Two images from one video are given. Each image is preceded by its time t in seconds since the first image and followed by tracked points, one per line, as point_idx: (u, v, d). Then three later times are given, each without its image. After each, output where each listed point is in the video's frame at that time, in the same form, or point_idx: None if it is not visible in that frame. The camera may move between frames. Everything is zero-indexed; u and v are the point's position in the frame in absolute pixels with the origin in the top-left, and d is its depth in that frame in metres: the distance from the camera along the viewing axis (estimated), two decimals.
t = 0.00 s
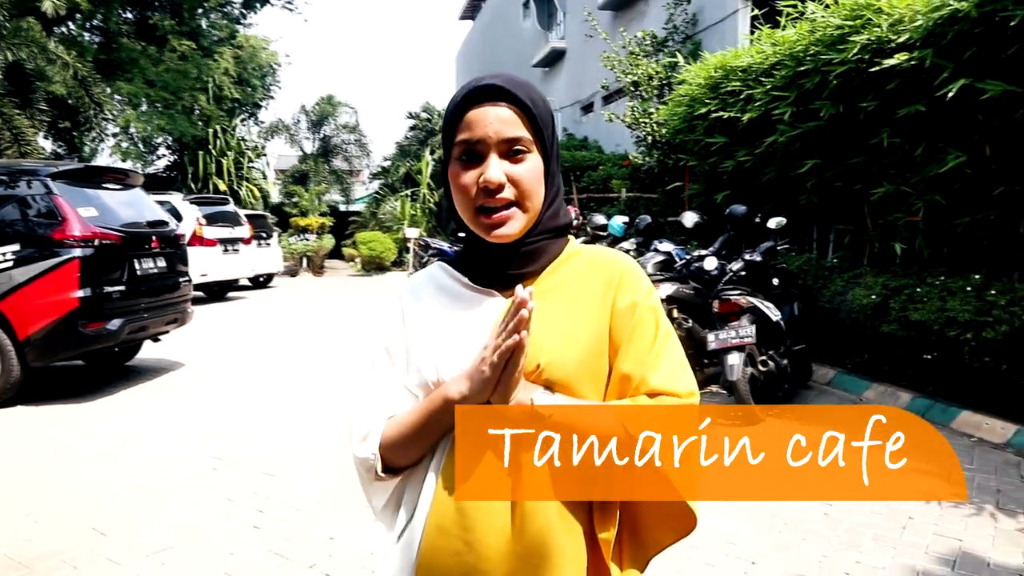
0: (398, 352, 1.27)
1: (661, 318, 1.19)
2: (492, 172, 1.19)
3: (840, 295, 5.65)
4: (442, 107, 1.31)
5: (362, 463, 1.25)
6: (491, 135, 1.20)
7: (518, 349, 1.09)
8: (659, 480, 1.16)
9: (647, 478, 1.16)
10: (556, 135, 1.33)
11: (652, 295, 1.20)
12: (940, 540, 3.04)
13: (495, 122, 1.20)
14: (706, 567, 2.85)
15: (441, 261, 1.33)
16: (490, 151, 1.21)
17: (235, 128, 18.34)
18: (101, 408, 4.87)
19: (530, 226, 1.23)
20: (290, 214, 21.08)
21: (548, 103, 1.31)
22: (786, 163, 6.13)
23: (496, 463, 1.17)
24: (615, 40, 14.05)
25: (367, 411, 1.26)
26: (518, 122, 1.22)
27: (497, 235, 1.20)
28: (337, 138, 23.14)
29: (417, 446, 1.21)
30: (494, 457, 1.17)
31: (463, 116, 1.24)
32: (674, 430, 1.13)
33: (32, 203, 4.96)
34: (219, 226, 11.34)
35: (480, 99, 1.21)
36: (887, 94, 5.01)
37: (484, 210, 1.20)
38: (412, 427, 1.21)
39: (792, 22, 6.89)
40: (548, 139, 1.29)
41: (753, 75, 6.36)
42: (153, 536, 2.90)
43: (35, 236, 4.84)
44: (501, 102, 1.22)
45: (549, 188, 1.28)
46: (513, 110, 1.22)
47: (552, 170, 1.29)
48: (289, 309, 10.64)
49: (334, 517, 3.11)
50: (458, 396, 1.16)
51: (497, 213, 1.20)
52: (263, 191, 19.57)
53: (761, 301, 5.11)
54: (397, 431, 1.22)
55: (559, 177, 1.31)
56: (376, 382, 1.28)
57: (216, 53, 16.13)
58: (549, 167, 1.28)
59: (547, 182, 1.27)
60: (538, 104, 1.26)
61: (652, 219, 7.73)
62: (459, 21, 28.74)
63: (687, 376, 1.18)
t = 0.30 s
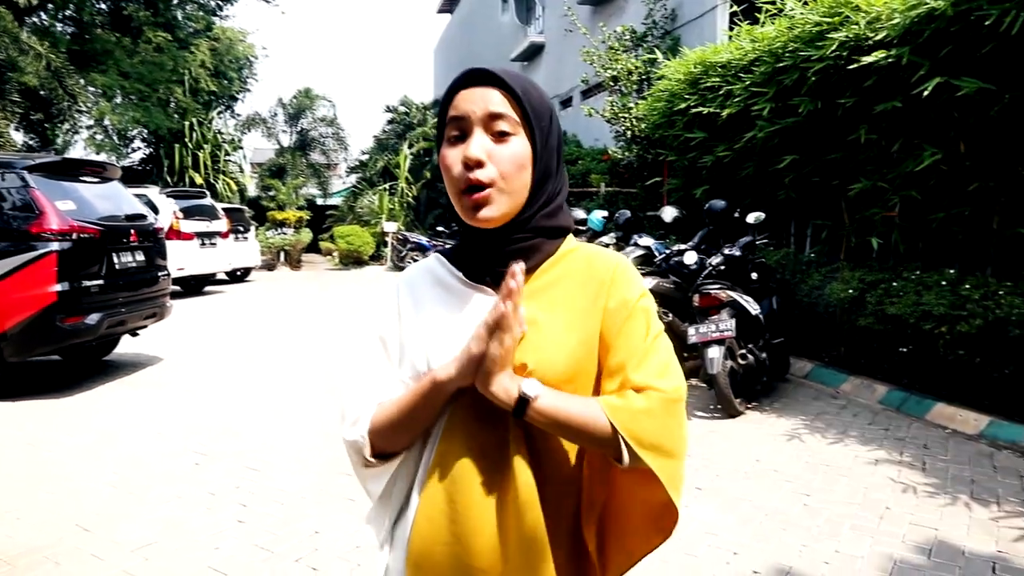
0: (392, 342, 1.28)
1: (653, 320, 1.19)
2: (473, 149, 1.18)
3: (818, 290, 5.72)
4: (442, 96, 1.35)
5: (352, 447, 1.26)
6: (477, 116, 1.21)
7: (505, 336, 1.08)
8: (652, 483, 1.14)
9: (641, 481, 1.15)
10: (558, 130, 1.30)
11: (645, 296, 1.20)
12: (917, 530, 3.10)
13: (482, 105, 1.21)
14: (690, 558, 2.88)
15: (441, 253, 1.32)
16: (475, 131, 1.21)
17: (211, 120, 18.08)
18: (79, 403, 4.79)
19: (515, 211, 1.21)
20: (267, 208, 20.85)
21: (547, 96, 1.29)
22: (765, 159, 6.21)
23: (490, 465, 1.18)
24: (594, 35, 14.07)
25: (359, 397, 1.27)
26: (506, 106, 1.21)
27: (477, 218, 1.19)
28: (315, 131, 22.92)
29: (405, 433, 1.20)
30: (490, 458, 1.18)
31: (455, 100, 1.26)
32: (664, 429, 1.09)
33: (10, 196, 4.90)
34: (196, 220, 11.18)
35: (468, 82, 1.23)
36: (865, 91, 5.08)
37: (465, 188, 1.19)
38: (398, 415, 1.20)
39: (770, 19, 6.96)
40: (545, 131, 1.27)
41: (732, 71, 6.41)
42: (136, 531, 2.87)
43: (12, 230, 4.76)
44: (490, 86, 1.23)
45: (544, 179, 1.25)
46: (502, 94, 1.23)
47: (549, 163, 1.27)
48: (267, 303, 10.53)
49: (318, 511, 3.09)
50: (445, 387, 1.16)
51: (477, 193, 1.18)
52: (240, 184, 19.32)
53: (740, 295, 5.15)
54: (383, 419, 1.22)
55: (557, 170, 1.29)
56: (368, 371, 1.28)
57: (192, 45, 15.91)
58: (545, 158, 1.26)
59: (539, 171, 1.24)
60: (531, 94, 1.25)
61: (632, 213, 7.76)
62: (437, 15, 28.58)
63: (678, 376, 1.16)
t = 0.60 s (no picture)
0: (391, 329, 1.28)
1: (648, 313, 1.18)
2: (469, 147, 1.19)
3: (802, 286, 5.79)
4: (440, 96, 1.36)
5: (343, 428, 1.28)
6: (471, 114, 1.22)
7: (476, 314, 1.11)
8: (641, 475, 1.14)
9: (629, 477, 1.15)
10: (557, 124, 1.30)
11: (637, 289, 1.20)
12: (900, 522, 3.15)
13: (477, 104, 1.22)
14: (677, 551, 2.91)
15: (445, 249, 1.33)
16: (470, 129, 1.22)
17: (193, 115, 17.88)
18: (63, 399, 4.73)
19: (514, 205, 1.22)
20: (250, 204, 20.69)
21: (543, 90, 1.29)
22: (749, 156, 6.27)
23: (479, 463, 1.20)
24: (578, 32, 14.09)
25: (353, 380, 1.27)
26: (499, 103, 1.22)
27: (475, 212, 1.20)
28: (298, 126, 22.75)
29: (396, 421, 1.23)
30: (476, 456, 1.21)
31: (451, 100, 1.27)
32: (644, 409, 1.06)
33: None
34: (179, 215, 11.07)
35: (462, 82, 1.24)
36: (847, 90, 5.14)
37: (462, 185, 1.20)
38: (388, 400, 1.21)
39: (754, 17, 7.01)
40: (543, 125, 1.27)
41: (716, 69, 6.45)
42: (125, 528, 2.84)
43: None
44: (483, 84, 1.24)
45: (543, 174, 1.26)
46: (495, 91, 1.23)
47: (548, 158, 1.27)
48: (251, 299, 10.46)
49: (308, 507, 3.08)
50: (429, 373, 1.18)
51: (475, 189, 1.19)
52: (222, 179, 19.14)
53: (725, 291, 5.18)
54: (375, 402, 1.23)
55: (557, 163, 1.30)
56: (363, 357, 1.28)
57: (174, 39, 15.74)
58: (543, 153, 1.26)
59: (537, 166, 1.25)
60: (526, 89, 1.25)
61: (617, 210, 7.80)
62: (420, 11, 28.46)
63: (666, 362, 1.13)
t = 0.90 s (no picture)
0: (396, 326, 1.30)
1: (649, 314, 1.19)
2: (470, 164, 1.21)
3: (793, 285, 5.83)
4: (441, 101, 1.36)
5: (346, 423, 1.29)
6: (469, 129, 1.23)
7: (489, 322, 1.13)
8: (642, 478, 1.14)
9: (628, 480, 1.16)
10: (560, 122, 1.29)
11: (638, 291, 1.20)
12: (891, 518, 3.19)
13: (474, 116, 1.22)
14: (672, 547, 2.94)
15: (451, 248, 1.35)
16: (469, 144, 1.23)
17: (184, 112, 17.78)
18: (56, 398, 4.70)
19: (519, 216, 1.24)
20: (240, 202, 20.60)
21: (544, 88, 1.28)
22: (740, 156, 6.31)
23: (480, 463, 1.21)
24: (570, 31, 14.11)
25: (358, 375, 1.29)
26: (496, 114, 1.22)
27: (479, 223, 1.23)
28: (288, 124, 22.65)
29: (400, 419, 1.24)
30: (478, 455, 1.22)
31: (451, 111, 1.27)
32: (643, 413, 1.07)
33: None
34: (169, 213, 11.01)
35: (458, 96, 1.24)
36: (839, 90, 5.19)
37: (466, 200, 1.22)
38: (392, 398, 1.23)
39: (745, 17, 7.05)
40: (544, 128, 1.27)
41: (708, 69, 6.48)
42: (122, 526, 2.84)
43: None
44: (479, 95, 1.23)
45: (548, 177, 1.27)
46: (491, 102, 1.22)
47: (552, 159, 1.28)
48: (241, 297, 10.42)
49: (305, 504, 3.09)
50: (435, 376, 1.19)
51: (479, 203, 1.21)
52: (212, 177, 19.04)
53: (718, 290, 5.23)
54: (380, 399, 1.24)
55: (563, 161, 1.30)
56: (369, 352, 1.30)
57: (164, 36, 15.66)
58: (547, 155, 1.27)
59: (540, 171, 1.26)
60: (525, 94, 1.25)
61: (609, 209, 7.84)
62: (409, 9, 28.38)
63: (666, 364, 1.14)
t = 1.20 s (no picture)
0: (405, 328, 1.32)
1: (652, 315, 1.20)
2: (480, 169, 1.23)
3: (787, 286, 5.87)
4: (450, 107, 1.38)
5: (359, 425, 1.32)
6: (480, 135, 1.25)
7: (496, 326, 1.14)
8: (646, 477, 1.16)
9: (634, 479, 1.18)
10: (568, 128, 1.31)
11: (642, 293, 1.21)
12: (885, 517, 3.22)
13: (484, 123, 1.24)
14: (669, 547, 2.95)
15: (458, 250, 1.36)
16: (479, 149, 1.24)
17: (177, 114, 17.73)
18: (51, 400, 4.69)
19: (527, 220, 1.26)
20: (234, 204, 20.55)
21: (553, 96, 1.30)
22: (734, 158, 6.34)
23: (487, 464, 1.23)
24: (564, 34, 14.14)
25: (370, 378, 1.31)
26: (507, 120, 1.23)
27: (486, 228, 1.24)
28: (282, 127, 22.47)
29: (409, 418, 1.27)
30: (485, 456, 1.23)
31: (461, 117, 1.29)
32: (645, 415, 1.09)
33: None
34: (163, 215, 10.97)
35: (469, 102, 1.25)
36: (832, 93, 5.23)
37: (475, 204, 1.24)
38: (402, 397, 1.26)
39: (739, 20, 7.09)
40: (552, 135, 1.29)
41: (702, 72, 6.52)
42: (120, 527, 2.84)
43: None
44: (490, 102, 1.25)
45: (554, 181, 1.29)
46: (501, 109, 1.24)
47: (559, 165, 1.30)
48: (235, 299, 10.40)
49: (304, 505, 3.10)
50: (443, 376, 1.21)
51: (488, 207, 1.23)
52: (206, 179, 18.98)
53: (712, 292, 5.26)
54: (389, 399, 1.27)
55: (570, 167, 1.32)
56: (379, 355, 1.34)
57: (158, 37, 15.61)
58: (555, 161, 1.29)
59: (547, 176, 1.28)
60: (534, 101, 1.26)
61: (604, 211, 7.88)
62: (403, 11, 28.39)
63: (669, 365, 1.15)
